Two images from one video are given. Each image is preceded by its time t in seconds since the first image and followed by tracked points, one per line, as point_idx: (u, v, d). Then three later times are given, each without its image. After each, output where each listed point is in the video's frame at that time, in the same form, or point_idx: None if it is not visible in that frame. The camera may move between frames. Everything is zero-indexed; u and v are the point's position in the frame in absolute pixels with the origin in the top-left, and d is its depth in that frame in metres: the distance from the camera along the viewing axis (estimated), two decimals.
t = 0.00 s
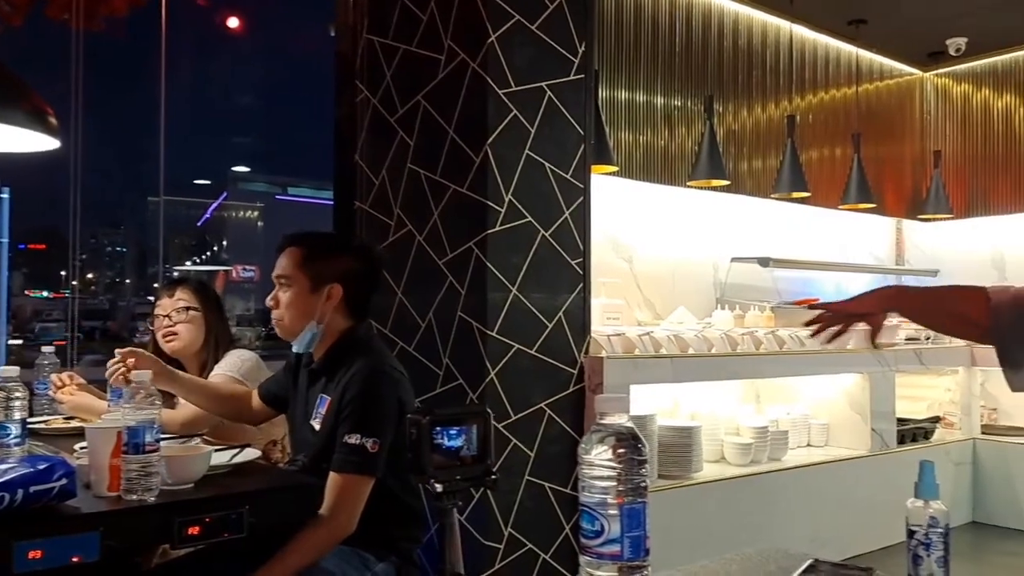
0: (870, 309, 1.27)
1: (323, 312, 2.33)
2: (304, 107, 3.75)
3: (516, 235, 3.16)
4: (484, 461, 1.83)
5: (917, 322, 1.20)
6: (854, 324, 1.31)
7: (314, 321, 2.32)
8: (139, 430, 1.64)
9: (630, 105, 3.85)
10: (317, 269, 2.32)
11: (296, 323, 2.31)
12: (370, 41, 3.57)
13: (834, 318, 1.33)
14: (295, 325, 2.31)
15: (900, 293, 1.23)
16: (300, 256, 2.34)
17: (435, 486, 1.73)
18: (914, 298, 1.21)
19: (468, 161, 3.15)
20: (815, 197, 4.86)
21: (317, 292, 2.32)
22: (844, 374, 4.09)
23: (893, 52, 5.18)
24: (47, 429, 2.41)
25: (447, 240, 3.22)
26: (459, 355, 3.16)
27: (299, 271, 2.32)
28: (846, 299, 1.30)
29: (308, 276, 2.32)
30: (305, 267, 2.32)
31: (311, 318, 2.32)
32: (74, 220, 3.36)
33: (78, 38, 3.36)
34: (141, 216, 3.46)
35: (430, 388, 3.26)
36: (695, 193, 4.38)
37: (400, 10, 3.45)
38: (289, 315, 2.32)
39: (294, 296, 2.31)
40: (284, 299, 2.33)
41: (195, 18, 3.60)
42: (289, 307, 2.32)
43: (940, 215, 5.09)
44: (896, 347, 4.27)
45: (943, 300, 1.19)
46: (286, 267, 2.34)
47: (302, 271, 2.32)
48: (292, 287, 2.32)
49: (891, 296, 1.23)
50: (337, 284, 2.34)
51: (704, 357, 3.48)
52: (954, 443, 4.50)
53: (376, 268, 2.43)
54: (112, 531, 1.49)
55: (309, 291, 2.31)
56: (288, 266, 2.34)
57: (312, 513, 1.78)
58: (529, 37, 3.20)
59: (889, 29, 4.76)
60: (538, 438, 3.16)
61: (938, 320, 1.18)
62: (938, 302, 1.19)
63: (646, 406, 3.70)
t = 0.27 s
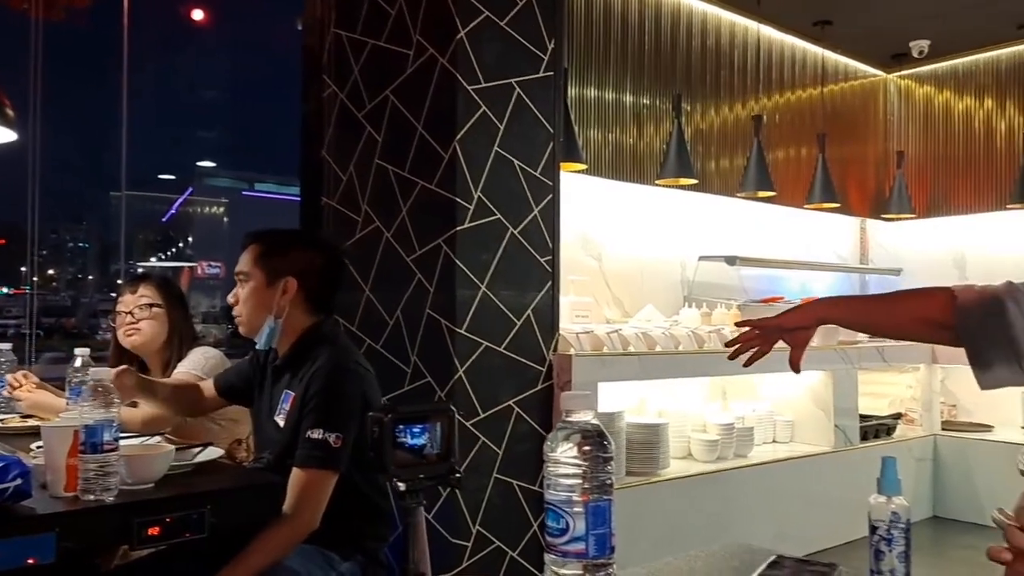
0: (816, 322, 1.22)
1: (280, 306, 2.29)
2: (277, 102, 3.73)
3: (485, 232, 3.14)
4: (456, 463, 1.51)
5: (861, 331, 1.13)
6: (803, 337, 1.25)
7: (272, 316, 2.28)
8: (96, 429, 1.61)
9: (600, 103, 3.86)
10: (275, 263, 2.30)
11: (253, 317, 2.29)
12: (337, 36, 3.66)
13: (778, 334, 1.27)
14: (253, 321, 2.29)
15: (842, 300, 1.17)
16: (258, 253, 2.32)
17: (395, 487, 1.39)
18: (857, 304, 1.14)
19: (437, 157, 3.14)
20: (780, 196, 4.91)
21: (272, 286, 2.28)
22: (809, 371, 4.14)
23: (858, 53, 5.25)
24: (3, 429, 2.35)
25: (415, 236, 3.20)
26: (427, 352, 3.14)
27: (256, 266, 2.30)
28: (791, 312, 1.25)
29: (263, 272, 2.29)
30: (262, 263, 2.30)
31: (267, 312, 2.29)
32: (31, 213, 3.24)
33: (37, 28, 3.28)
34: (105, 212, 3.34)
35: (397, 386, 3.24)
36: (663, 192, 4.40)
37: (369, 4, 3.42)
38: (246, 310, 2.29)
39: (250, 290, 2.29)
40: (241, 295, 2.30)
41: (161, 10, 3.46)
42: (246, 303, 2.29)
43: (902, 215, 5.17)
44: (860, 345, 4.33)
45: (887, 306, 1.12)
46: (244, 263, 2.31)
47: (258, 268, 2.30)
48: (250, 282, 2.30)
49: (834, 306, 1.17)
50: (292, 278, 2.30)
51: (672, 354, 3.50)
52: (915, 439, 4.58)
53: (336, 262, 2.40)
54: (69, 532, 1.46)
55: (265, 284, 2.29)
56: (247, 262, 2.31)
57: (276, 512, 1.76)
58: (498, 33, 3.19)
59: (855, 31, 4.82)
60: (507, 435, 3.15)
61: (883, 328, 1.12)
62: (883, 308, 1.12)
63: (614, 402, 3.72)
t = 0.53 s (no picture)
0: (790, 312, 1.32)
1: (249, 303, 2.26)
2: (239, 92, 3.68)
3: (451, 226, 3.12)
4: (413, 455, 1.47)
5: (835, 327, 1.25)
6: (785, 326, 1.36)
7: (240, 312, 2.25)
8: (49, 425, 1.58)
9: (566, 97, 3.86)
10: (242, 258, 2.25)
11: (219, 312, 2.25)
12: (302, 25, 3.61)
13: (763, 323, 1.38)
14: (219, 315, 2.25)
15: (816, 295, 1.27)
16: (225, 244, 2.26)
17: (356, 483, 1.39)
18: (831, 302, 1.25)
19: (402, 150, 3.11)
20: (744, 191, 4.95)
21: (242, 282, 2.24)
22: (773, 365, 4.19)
23: (821, 51, 5.31)
24: None
25: (381, 230, 3.17)
26: (393, 347, 3.11)
27: (224, 260, 2.25)
28: (769, 303, 1.36)
29: (231, 265, 2.24)
30: (230, 256, 2.25)
31: (235, 308, 2.25)
32: None
33: None
34: (62, 205, 3.25)
35: (363, 380, 3.20)
36: (629, 186, 4.41)
37: None
38: (212, 304, 2.25)
39: (217, 284, 2.24)
40: (208, 288, 2.26)
41: None
42: (212, 298, 2.25)
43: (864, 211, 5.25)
44: (822, 339, 4.38)
45: (856, 304, 1.24)
46: (212, 254, 2.26)
47: (225, 260, 2.24)
48: (217, 276, 2.25)
49: (809, 300, 1.28)
50: (262, 273, 2.26)
51: (638, 348, 3.51)
52: (876, 431, 4.66)
53: (307, 258, 2.35)
54: (20, 531, 1.41)
55: (233, 279, 2.24)
56: (214, 254, 2.26)
57: (237, 510, 1.74)
58: (464, 26, 3.16)
59: (818, 28, 4.87)
60: (474, 430, 3.13)
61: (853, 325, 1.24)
62: (855, 306, 1.23)
63: (581, 396, 3.71)
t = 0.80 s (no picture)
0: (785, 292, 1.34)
1: (211, 299, 2.22)
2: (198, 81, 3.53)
3: (416, 219, 3.10)
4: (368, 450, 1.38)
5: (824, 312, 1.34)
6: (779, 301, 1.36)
7: (201, 307, 2.21)
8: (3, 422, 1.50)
9: (533, 90, 3.85)
10: (206, 252, 2.21)
11: (180, 307, 2.21)
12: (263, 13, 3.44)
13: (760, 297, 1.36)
14: (180, 310, 2.21)
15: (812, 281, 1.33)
16: (189, 237, 2.22)
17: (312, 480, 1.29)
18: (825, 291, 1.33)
19: (366, 142, 3.08)
20: (709, 185, 4.99)
21: (204, 277, 2.20)
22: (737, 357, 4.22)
23: (785, 46, 5.36)
24: None
25: (345, 223, 3.13)
26: (358, 341, 3.08)
27: (187, 253, 2.20)
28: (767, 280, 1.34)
29: (194, 258, 2.20)
30: (193, 249, 2.21)
31: (197, 304, 2.21)
32: None
33: None
34: (18, 197, 3.16)
35: (327, 375, 3.17)
36: (595, 180, 4.41)
37: None
38: (173, 299, 2.21)
39: (179, 278, 2.20)
40: (169, 282, 2.22)
41: None
42: (174, 292, 2.21)
43: (826, 205, 5.31)
44: (785, 331, 4.43)
45: (836, 288, 1.33)
46: (174, 248, 2.22)
47: (188, 254, 2.20)
48: (179, 270, 2.21)
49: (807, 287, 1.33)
50: (225, 269, 2.22)
51: (605, 342, 3.51)
52: (837, 422, 4.73)
53: (272, 253, 2.31)
54: None
55: (196, 273, 2.20)
56: (177, 247, 2.22)
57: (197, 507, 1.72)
58: (429, 17, 3.13)
59: (781, 24, 4.92)
60: (439, 424, 3.12)
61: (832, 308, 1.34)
62: (840, 295, 1.33)
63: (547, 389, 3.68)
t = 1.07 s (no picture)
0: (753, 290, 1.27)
1: (178, 292, 2.17)
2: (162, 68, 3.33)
3: (385, 212, 3.07)
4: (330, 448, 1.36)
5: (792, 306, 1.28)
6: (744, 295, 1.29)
7: (168, 301, 2.17)
8: None
9: (503, 84, 3.83)
10: (173, 245, 2.17)
11: (146, 300, 2.17)
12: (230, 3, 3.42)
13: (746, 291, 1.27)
14: (146, 304, 2.17)
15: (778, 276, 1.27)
16: (155, 230, 2.18)
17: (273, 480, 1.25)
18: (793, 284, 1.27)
19: (334, 135, 3.04)
20: (679, 180, 5.01)
21: (171, 270, 2.16)
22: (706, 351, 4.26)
23: (754, 41, 5.39)
24: None
25: (312, 215, 3.09)
26: (326, 336, 3.05)
27: (153, 246, 2.17)
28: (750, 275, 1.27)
29: (161, 251, 2.16)
30: (160, 242, 2.17)
31: (162, 296, 2.17)
32: None
33: None
34: None
35: (295, 370, 3.13)
36: (566, 174, 4.41)
37: None
38: (139, 292, 2.17)
39: (145, 271, 2.16)
40: (135, 275, 2.18)
41: None
42: (140, 285, 2.17)
43: (794, 199, 5.36)
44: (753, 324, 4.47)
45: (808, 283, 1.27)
46: (140, 240, 2.18)
47: (155, 246, 2.16)
48: (145, 262, 2.17)
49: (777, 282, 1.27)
50: (193, 262, 2.19)
51: (576, 336, 3.52)
52: (804, 414, 4.79)
53: (240, 247, 2.28)
54: None
55: (163, 266, 2.16)
56: (143, 239, 2.18)
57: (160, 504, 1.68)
58: (398, 9, 3.11)
59: (750, 19, 4.94)
60: (409, 419, 3.10)
61: (801, 306, 1.27)
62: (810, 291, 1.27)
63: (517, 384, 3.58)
